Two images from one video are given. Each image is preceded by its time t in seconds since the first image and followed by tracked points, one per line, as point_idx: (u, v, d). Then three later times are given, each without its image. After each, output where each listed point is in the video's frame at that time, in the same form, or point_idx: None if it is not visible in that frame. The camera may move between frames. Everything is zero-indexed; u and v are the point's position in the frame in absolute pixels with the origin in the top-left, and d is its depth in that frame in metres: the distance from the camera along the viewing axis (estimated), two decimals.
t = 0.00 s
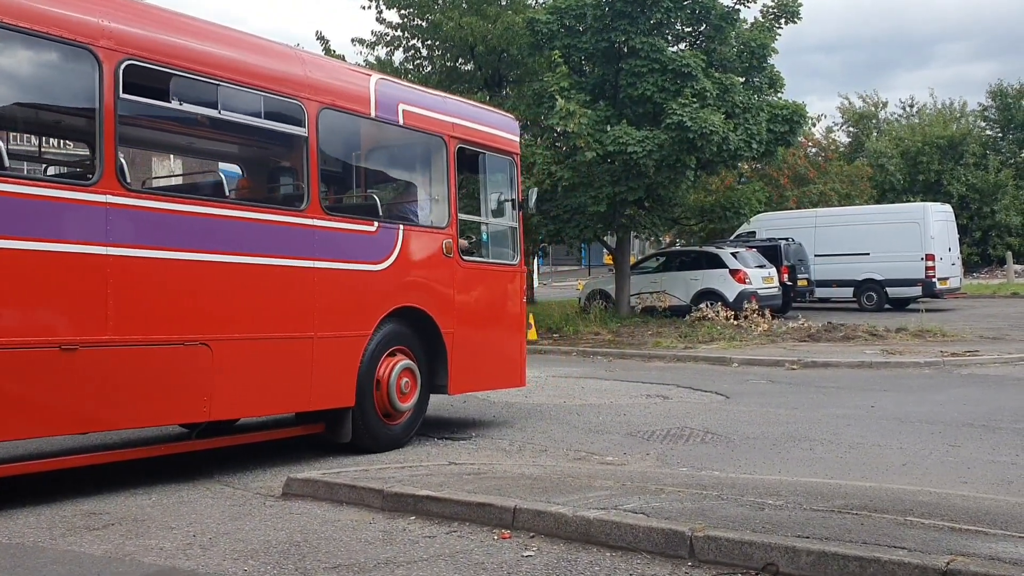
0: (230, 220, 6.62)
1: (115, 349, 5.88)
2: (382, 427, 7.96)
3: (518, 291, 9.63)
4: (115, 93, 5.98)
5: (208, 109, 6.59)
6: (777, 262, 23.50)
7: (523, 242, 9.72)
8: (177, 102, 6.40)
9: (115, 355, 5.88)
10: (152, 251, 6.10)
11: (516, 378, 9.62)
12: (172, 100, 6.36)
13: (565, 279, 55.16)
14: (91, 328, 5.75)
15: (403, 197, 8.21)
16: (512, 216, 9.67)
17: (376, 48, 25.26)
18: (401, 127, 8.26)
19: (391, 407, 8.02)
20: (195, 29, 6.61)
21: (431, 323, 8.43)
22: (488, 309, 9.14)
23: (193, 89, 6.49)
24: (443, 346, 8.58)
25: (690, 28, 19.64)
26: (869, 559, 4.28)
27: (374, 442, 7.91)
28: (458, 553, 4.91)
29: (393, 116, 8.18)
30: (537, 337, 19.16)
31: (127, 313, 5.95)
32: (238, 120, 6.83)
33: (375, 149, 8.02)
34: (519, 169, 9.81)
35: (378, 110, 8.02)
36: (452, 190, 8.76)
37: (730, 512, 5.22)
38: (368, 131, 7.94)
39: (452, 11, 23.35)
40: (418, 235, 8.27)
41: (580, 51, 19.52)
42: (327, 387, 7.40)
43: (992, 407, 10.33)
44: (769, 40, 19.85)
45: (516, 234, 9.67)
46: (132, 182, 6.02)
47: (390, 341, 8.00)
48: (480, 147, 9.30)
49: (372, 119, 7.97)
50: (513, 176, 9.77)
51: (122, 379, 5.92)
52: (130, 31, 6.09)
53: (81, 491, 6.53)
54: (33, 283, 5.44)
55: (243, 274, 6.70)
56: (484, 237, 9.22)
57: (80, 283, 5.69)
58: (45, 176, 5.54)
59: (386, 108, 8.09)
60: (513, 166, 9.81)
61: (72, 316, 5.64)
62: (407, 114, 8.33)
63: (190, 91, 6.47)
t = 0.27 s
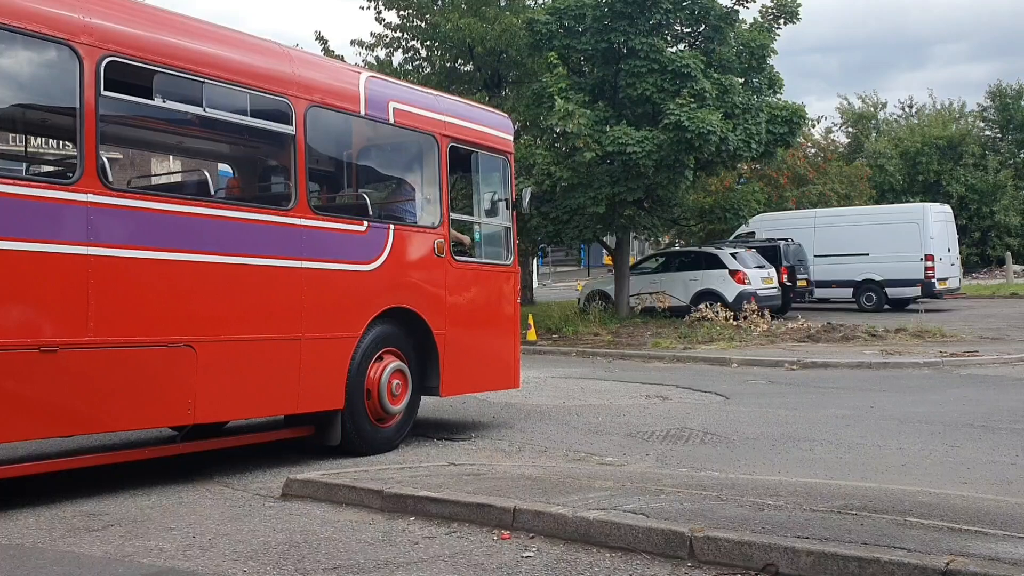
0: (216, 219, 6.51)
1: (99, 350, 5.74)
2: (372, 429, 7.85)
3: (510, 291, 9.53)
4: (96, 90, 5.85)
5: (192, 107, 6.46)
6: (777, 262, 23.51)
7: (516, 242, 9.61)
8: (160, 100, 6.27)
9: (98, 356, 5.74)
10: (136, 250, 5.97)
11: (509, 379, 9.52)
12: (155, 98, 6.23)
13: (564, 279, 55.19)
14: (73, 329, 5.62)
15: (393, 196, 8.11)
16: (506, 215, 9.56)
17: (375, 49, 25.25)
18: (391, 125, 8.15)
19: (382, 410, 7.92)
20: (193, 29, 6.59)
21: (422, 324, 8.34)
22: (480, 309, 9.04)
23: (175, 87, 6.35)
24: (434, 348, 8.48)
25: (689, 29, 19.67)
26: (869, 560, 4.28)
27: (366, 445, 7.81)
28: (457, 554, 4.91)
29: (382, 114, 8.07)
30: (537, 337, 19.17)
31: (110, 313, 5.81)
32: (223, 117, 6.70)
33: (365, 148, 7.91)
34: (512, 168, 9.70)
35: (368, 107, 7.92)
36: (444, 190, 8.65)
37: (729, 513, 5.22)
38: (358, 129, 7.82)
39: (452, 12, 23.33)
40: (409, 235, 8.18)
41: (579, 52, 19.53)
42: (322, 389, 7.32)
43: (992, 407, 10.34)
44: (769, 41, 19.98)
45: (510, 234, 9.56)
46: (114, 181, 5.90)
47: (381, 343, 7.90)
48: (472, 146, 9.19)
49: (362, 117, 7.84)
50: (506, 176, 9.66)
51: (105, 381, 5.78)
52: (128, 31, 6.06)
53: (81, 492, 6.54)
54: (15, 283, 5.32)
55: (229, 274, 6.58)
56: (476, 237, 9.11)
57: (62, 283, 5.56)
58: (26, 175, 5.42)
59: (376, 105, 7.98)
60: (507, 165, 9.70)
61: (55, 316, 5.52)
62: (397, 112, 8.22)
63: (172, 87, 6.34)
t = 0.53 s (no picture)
0: (200, 217, 6.40)
1: (79, 350, 5.64)
2: (362, 432, 7.72)
3: (504, 292, 9.41)
4: (77, 87, 5.75)
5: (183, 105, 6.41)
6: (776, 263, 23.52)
7: (508, 243, 9.51)
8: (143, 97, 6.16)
9: (79, 357, 5.64)
10: (118, 249, 5.86)
11: (503, 381, 9.39)
12: (137, 95, 6.13)
13: (564, 280, 55.21)
14: (53, 329, 5.52)
15: (382, 196, 7.98)
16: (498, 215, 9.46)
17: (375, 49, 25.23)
18: (380, 123, 8.03)
19: (372, 411, 7.80)
20: (191, 29, 6.58)
21: (414, 325, 8.21)
22: (473, 310, 8.91)
23: (157, 83, 6.25)
24: (425, 349, 8.35)
25: (689, 29, 19.73)
26: (869, 560, 4.29)
27: (356, 448, 7.68)
28: (457, 555, 4.91)
29: (371, 112, 7.95)
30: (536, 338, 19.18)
31: (91, 313, 5.71)
32: (207, 115, 6.59)
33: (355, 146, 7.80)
34: (505, 167, 9.56)
35: (356, 105, 7.79)
36: (434, 189, 8.53)
37: (729, 513, 5.22)
38: (346, 127, 7.70)
39: (451, 13, 23.31)
40: (400, 235, 8.06)
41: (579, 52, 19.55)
42: (314, 390, 7.24)
43: (991, 407, 10.34)
44: (768, 41, 19.90)
45: (502, 234, 9.46)
46: (95, 177, 5.80)
47: (371, 344, 7.77)
48: (464, 144, 9.07)
49: (349, 115, 7.72)
50: (499, 174, 9.52)
51: (86, 382, 5.67)
52: (126, 30, 6.05)
53: (81, 492, 6.55)
54: None
55: (214, 273, 6.47)
56: (469, 236, 9.00)
57: (41, 282, 5.46)
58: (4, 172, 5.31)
59: (365, 103, 7.87)
60: (500, 164, 9.56)
61: (36, 316, 5.43)
62: (386, 110, 8.10)
63: (155, 84, 6.24)
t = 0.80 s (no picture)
0: (185, 217, 6.31)
1: (59, 353, 5.55)
2: (353, 434, 7.60)
3: (499, 292, 9.28)
4: (55, 83, 5.64)
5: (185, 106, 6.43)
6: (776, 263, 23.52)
7: (503, 243, 9.35)
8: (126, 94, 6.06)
9: (59, 359, 5.55)
10: (99, 249, 5.77)
11: (498, 383, 9.24)
12: (119, 92, 6.02)
13: (565, 280, 55.22)
14: (32, 332, 5.44)
15: (373, 195, 7.88)
16: (492, 215, 9.33)
17: (374, 49, 25.20)
18: (370, 121, 7.91)
19: (361, 412, 7.68)
20: (189, 28, 6.56)
21: (405, 326, 8.09)
22: (466, 310, 8.80)
23: (139, 80, 6.13)
24: (417, 350, 8.23)
25: (688, 30, 19.76)
26: (869, 561, 4.29)
27: (345, 451, 7.56)
28: (456, 555, 4.91)
29: (361, 109, 7.83)
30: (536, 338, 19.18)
31: (72, 314, 5.62)
32: (191, 112, 6.48)
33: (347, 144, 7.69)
34: (498, 166, 9.44)
35: (346, 102, 7.68)
36: (427, 188, 8.42)
37: (728, 514, 5.22)
38: (336, 125, 7.59)
39: (452, 13, 23.26)
40: (390, 234, 7.94)
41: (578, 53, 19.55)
42: (303, 391, 7.16)
43: (991, 408, 10.35)
44: (767, 41, 19.72)
45: (496, 234, 9.31)
46: (75, 177, 5.71)
47: (360, 346, 7.66)
48: (457, 142, 8.95)
49: (339, 112, 7.62)
50: (492, 174, 9.40)
51: (67, 385, 5.59)
52: (122, 30, 6.04)
53: (81, 493, 6.55)
54: None
55: (200, 273, 6.37)
56: (462, 236, 8.85)
57: (20, 283, 5.38)
58: None
59: (355, 100, 7.76)
60: (493, 163, 9.44)
61: (14, 318, 5.35)
62: (377, 107, 7.99)
63: (137, 81, 6.12)
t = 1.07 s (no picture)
0: (170, 216, 6.22)
1: (39, 354, 5.47)
2: (343, 436, 7.54)
3: (492, 292, 9.20)
4: (33, 83, 5.55)
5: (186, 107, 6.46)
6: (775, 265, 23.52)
7: (497, 242, 9.29)
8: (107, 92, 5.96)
9: (39, 361, 5.47)
10: (79, 248, 5.68)
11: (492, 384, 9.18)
12: (99, 88, 5.93)
13: (565, 281, 55.22)
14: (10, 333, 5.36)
15: (363, 194, 7.80)
16: (487, 214, 9.26)
17: (374, 51, 25.19)
18: (359, 119, 7.83)
19: (351, 414, 7.61)
20: (186, 28, 6.57)
21: (395, 327, 8.02)
22: (459, 311, 8.73)
23: (119, 76, 6.03)
24: (408, 351, 8.17)
25: (688, 31, 19.77)
26: (868, 562, 4.28)
27: (334, 454, 7.48)
28: (456, 557, 4.91)
29: (350, 107, 7.75)
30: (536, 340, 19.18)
31: (52, 315, 5.54)
32: (174, 109, 6.37)
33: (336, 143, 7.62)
34: (492, 166, 9.35)
35: (334, 101, 7.60)
36: (418, 186, 8.33)
37: (728, 515, 5.22)
38: (324, 123, 7.51)
39: (452, 14, 23.23)
40: (380, 235, 7.86)
41: (577, 55, 19.56)
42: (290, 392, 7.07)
43: (990, 409, 10.35)
44: (767, 42, 19.70)
45: (490, 233, 9.25)
46: (55, 176, 5.61)
47: (349, 347, 7.57)
48: (450, 142, 8.87)
49: (328, 111, 7.54)
50: (486, 174, 9.31)
51: (47, 387, 5.50)
52: (119, 30, 6.03)
53: (81, 494, 6.55)
54: None
55: (184, 273, 6.29)
56: (455, 235, 8.80)
57: None
58: None
59: (344, 99, 7.68)
60: (487, 163, 9.35)
61: None
62: (366, 106, 7.91)
63: (118, 77, 6.03)
